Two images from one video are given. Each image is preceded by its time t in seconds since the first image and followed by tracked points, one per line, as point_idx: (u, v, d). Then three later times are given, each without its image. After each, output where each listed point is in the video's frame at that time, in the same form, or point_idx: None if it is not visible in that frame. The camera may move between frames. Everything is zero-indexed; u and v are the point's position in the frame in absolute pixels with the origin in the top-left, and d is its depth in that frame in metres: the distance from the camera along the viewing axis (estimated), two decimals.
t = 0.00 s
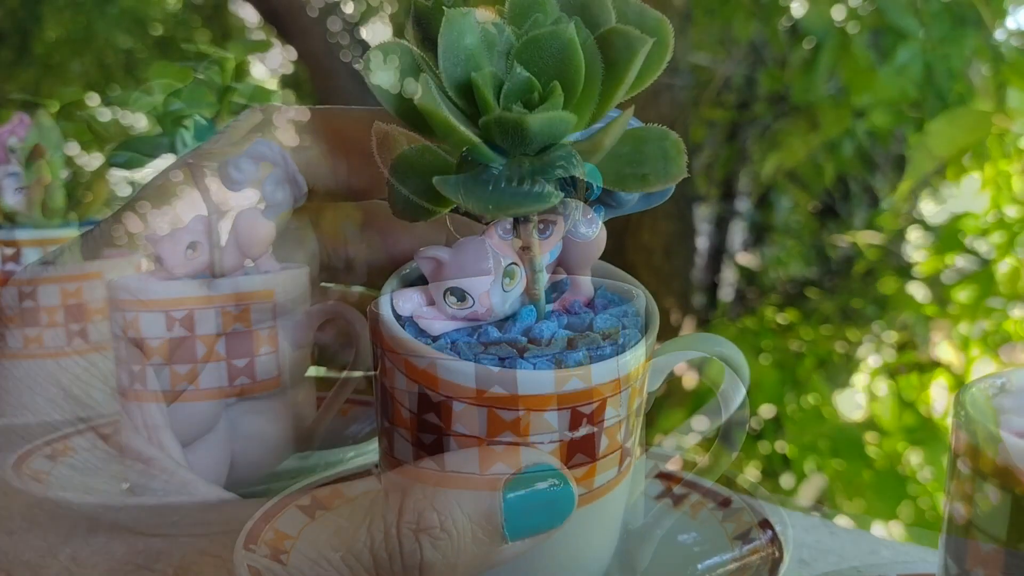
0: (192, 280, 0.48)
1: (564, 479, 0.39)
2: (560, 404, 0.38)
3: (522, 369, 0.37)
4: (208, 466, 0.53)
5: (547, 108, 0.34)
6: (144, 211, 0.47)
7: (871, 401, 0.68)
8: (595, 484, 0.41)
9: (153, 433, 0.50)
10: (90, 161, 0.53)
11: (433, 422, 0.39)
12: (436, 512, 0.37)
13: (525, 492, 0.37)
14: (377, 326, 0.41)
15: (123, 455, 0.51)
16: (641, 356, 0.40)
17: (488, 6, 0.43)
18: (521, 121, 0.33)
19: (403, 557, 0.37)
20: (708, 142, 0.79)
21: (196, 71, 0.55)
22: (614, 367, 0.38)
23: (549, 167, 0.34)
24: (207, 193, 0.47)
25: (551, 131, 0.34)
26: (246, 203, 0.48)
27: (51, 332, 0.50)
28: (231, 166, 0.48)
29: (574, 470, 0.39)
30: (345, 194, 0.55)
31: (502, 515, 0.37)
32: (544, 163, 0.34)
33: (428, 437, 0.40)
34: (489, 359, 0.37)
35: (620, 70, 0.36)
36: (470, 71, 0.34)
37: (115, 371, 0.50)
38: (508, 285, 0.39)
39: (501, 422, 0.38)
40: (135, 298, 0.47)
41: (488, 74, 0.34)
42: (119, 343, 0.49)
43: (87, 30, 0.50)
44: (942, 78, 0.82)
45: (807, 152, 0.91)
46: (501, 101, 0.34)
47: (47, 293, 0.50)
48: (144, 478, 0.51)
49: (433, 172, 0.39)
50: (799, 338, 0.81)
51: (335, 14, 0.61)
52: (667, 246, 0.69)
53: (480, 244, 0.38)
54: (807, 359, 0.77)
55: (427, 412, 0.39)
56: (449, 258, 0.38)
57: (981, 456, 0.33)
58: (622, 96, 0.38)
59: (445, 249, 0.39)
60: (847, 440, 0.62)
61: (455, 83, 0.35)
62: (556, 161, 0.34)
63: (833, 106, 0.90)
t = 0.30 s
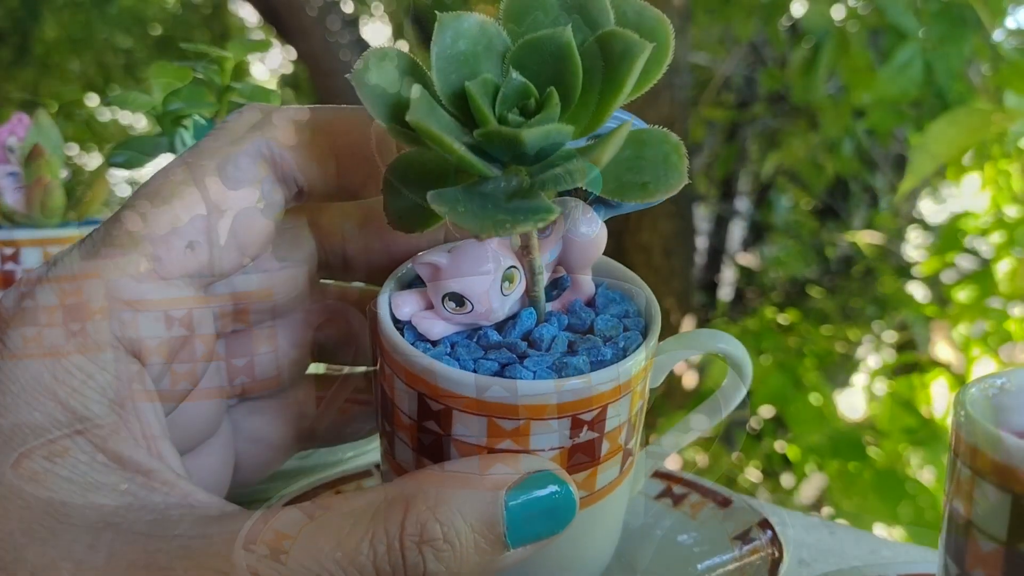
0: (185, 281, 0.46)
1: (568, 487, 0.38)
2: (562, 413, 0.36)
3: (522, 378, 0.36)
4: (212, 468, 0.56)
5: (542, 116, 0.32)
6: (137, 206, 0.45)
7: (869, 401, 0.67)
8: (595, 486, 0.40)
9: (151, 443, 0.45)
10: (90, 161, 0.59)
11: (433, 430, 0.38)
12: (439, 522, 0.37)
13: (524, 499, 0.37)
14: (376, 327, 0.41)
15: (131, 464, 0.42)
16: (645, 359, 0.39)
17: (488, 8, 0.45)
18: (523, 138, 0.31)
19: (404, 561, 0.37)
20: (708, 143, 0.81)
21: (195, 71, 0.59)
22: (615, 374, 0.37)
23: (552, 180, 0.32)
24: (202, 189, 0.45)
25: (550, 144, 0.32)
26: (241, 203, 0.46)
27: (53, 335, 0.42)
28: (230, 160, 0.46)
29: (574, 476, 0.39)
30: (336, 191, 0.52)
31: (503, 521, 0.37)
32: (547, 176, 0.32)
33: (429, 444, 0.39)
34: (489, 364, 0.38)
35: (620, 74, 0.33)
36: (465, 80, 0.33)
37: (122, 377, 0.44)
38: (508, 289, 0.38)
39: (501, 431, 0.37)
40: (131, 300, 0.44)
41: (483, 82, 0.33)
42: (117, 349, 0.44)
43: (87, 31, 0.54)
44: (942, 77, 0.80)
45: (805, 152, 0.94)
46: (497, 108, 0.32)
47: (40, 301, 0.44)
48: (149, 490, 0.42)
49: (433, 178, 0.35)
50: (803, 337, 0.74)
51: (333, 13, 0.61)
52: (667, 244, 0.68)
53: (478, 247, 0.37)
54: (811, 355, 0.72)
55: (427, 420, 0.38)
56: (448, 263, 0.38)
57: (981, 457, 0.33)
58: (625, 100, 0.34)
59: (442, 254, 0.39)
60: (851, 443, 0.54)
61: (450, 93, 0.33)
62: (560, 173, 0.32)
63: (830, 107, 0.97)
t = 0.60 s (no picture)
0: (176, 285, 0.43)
1: (566, 488, 0.35)
2: (562, 418, 0.36)
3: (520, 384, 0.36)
4: (207, 474, 0.54)
5: (540, 120, 0.32)
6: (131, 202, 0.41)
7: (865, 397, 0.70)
8: (595, 488, 0.39)
9: (149, 451, 0.39)
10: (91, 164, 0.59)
11: (431, 436, 0.37)
12: (439, 530, 0.33)
13: (524, 503, 0.34)
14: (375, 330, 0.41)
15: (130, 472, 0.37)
16: (647, 360, 0.38)
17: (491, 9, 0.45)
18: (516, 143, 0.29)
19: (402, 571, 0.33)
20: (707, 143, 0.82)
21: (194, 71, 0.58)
22: (615, 378, 0.36)
23: (548, 186, 0.30)
24: (200, 187, 0.42)
25: (547, 151, 0.30)
26: (240, 204, 0.44)
27: (45, 336, 0.37)
28: (231, 160, 0.44)
29: (574, 480, 0.38)
30: (328, 193, 0.49)
31: (501, 525, 0.34)
32: (547, 182, 0.30)
33: (426, 451, 0.38)
34: (486, 369, 0.38)
35: (619, 79, 0.32)
36: (461, 85, 0.33)
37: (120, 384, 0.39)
38: (506, 292, 0.37)
39: (500, 437, 0.36)
40: (123, 305, 0.40)
41: (481, 86, 0.32)
42: (110, 356, 0.39)
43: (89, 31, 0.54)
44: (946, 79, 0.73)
45: (806, 150, 0.94)
46: (495, 111, 0.32)
47: (28, 301, 0.38)
48: (147, 500, 0.36)
49: (432, 184, 0.34)
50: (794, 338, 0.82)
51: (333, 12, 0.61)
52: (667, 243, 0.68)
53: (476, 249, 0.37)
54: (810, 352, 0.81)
55: (424, 425, 0.37)
56: (447, 267, 0.37)
57: (977, 459, 0.30)
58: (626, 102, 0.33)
59: (441, 256, 0.38)
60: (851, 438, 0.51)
61: (448, 98, 0.33)
62: (556, 177, 0.29)
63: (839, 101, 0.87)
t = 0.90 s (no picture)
0: (171, 284, 0.43)
1: (565, 490, 0.35)
2: (563, 421, 0.36)
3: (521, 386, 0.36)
4: (208, 478, 0.54)
5: (543, 122, 0.32)
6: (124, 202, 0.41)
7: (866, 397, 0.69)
8: (595, 489, 0.39)
9: (148, 453, 0.39)
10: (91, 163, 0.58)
11: (432, 437, 0.37)
12: (439, 534, 0.33)
13: (526, 508, 0.34)
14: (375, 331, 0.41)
15: (129, 474, 0.36)
16: (648, 362, 0.38)
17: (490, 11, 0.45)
18: (520, 147, 0.29)
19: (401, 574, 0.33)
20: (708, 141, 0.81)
21: (193, 69, 0.58)
22: (618, 381, 0.36)
23: (553, 190, 0.30)
24: (194, 185, 0.42)
25: (551, 154, 0.30)
26: (234, 200, 0.44)
27: (41, 338, 0.37)
28: (224, 157, 0.44)
29: (575, 481, 0.38)
30: (323, 188, 0.49)
31: (502, 529, 0.34)
32: (551, 186, 0.30)
33: (427, 452, 0.38)
34: (488, 370, 0.37)
35: (624, 81, 0.32)
36: (464, 85, 0.33)
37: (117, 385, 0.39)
38: (507, 292, 0.37)
39: (501, 439, 0.36)
40: (119, 306, 0.40)
41: (483, 86, 0.32)
42: (106, 357, 0.39)
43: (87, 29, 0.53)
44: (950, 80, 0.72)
45: (806, 148, 0.94)
46: (497, 112, 0.32)
47: (23, 303, 0.38)
48: (146, 502, 0.36)
49: (433, 185, 0.34)
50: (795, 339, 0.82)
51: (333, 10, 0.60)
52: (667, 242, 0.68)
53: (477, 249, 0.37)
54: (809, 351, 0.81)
55: (424, 426, 0.37)
56: (447, 267, 0.37)
57: (978, 458, 0.30)
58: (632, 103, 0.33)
59: (441, 256, 0.38)
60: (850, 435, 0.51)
61: (450, 99, 0.33)
62: (561, 181, 0.29)
63: (833, 104, 0.86)
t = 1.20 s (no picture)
0: (171, 281, 0.43)
1: (566, 491, 0.36)
2: (564, 421, 0.36)
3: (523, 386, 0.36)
4: (206, 478, 0.54)
5: (547, 123, 0.32)
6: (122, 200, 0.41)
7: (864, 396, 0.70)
8: (596, 489, 0.39)
9: (148, 451, 0.39)
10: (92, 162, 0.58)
11: (433, 437, 0.37)
12: (439, 535, 0.33)
13: (527, 508, 0.34)
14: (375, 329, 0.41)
15: (130, 473, 0.37)
16: (649, 362, 0.38)
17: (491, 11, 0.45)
18: (526, 149, 0.29)
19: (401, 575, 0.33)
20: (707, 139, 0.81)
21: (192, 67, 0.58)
22: (619, 381, 0.36)
23: (558, 191, 0.30)
24: (192, 181, 0.42)
25: (555, 155, 0.30)
26: (231, 196, 0.44)
27: (40, 337, 0.37)
28: (222, 154, 0.43)
29: (575, 481, 0.38)
30: (321, 185, 0.49)
31: (503, 531, 0.34)
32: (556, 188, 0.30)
33: (428, 452, 0.38)
34: (489, 370, 0.37)
35: (629, 82, 0.32)
36: (467, 85, 0.33)
37: (117, 384, 0.39)
38: (508, 292, 0.37)
39: (502, 439, 0.36)
40: (117, 304, 0.40)
41: (487, 85, 0.32)
42: (106, 356, 0.39)
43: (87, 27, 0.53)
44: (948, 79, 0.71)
45: (806, 146, 0.94)
46: (500, 112, 0.32)
47: (21, 302, 0.38)
48: (146, 501, 0.36)
49: (435, 184, 0.34)
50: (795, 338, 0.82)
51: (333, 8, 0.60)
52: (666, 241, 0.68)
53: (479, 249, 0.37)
54: (808, 350, 0.81)
55: (425, 426, 0.37)
56: (448, 266, 0.37)
57: (977, 456, 0.30)
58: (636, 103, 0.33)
59: (443, 255, 0.38)
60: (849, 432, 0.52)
61: (453, 100, 0.33)
62: (567, 183, 0.29)
63: (833, 102, 0.86)
